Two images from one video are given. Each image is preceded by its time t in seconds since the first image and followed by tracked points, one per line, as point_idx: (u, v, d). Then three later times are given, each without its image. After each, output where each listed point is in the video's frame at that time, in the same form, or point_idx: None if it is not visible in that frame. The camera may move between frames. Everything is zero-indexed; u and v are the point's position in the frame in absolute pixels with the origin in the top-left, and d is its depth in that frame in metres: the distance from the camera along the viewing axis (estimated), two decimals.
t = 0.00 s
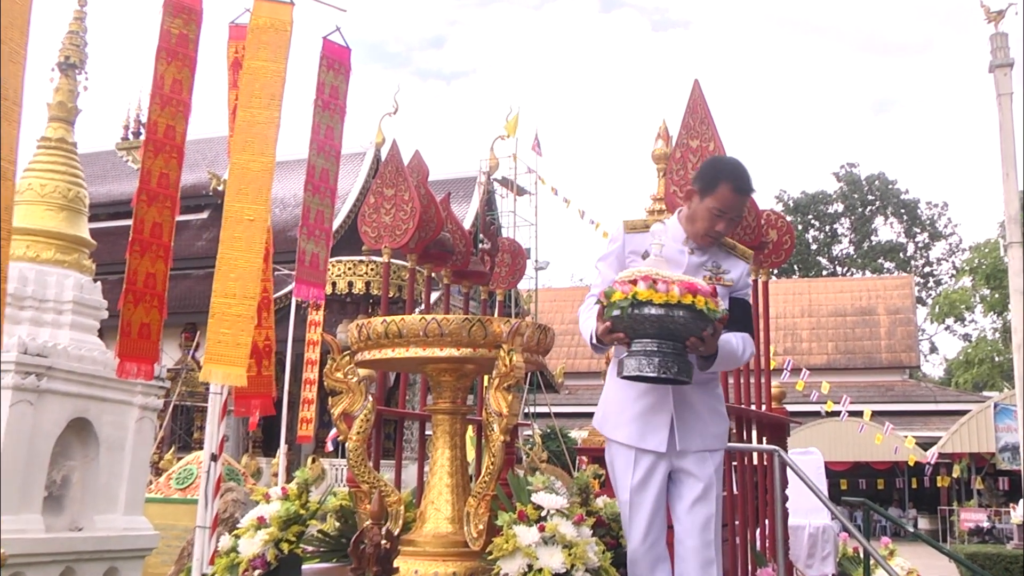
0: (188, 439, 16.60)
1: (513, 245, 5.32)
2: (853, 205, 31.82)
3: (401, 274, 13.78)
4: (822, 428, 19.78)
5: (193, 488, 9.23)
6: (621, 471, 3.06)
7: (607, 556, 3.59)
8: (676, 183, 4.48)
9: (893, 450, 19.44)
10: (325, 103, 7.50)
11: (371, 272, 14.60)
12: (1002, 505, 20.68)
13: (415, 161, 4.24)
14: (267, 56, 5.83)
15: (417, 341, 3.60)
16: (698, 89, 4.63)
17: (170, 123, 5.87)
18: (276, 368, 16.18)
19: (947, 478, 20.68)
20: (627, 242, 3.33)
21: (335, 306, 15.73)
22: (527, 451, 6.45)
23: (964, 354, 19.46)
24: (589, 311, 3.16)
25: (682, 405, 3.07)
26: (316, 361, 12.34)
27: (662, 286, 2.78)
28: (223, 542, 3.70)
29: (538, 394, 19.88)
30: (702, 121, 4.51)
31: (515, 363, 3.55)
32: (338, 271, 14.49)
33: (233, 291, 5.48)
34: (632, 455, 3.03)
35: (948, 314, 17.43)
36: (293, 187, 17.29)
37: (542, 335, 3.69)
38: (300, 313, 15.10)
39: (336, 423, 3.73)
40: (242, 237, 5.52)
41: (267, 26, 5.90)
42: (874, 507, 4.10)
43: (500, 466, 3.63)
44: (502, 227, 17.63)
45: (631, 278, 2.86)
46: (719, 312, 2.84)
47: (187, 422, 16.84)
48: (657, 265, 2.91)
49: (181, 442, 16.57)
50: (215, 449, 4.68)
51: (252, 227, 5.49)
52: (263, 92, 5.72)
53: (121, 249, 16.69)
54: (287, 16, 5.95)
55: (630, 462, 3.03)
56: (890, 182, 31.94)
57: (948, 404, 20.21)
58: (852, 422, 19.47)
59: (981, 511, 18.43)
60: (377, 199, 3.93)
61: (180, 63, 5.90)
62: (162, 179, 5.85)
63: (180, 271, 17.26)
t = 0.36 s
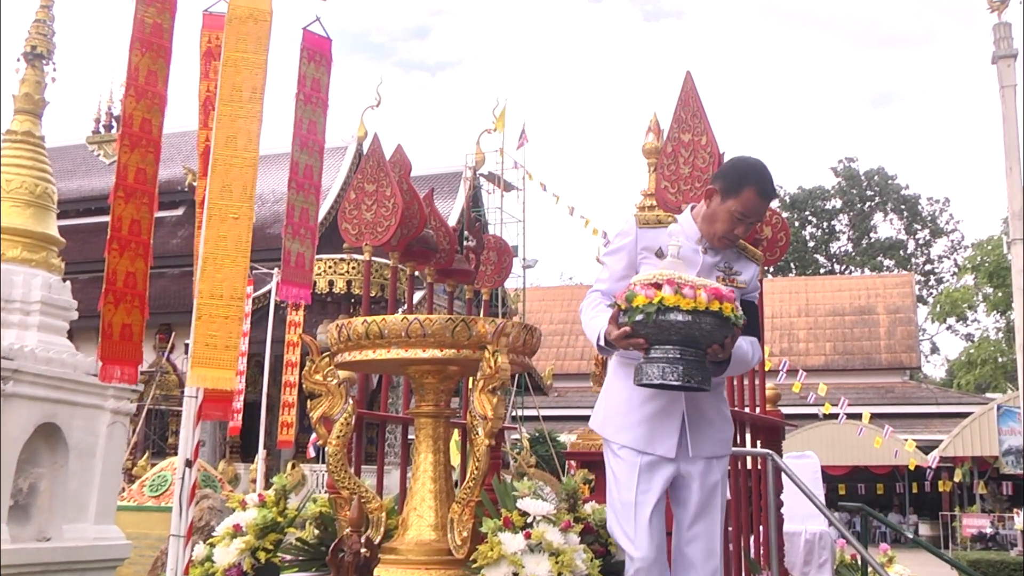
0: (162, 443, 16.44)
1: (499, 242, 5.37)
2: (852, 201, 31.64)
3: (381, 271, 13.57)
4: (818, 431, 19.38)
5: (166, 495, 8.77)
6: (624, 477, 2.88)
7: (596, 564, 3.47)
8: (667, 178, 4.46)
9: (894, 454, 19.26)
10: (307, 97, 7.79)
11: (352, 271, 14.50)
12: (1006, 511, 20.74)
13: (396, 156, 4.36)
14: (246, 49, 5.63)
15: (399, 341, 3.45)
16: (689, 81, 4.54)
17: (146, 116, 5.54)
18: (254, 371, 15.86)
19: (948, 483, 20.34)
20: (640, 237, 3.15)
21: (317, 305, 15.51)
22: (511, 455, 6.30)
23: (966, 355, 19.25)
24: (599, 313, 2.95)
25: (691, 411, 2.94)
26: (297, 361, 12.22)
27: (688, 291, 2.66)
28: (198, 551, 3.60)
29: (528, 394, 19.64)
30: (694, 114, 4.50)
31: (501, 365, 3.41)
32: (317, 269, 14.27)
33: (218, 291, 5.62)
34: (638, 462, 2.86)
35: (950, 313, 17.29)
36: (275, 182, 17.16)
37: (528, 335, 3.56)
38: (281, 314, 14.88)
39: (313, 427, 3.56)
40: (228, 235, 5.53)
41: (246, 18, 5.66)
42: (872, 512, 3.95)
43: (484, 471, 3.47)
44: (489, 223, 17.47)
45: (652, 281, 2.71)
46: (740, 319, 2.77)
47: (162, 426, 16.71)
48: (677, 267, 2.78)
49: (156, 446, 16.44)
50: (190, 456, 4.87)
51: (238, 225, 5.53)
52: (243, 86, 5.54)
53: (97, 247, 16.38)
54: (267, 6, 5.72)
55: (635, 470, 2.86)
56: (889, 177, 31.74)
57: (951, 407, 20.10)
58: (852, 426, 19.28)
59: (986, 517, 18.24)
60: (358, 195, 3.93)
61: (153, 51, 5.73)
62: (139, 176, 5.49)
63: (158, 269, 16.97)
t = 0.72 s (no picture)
0: (138, 449, 16.25)
1: (485, 242, 5.51)
2: (852, 198, 31.46)
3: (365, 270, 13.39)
4: (815, 436, 19.09)
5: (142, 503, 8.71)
6: (631, 486, 2.63)
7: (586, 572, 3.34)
8: (659, 174, 4.38)
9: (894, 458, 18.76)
10: (290, 91, 8.51)
11: (335, 271, 14.36)
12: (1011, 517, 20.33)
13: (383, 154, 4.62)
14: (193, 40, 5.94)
15: (382, 343, 3.32)
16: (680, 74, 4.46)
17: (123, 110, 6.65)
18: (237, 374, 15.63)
19: (952, 488, 20.14)
20: (639, 233, 2.90)
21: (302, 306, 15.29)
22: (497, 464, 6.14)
23: (969, 356, 19.13)
24: (597, 319, 2.69)
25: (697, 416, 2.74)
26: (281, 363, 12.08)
27: (726, 298, 2.50)
28: (173, 560, 3.49)
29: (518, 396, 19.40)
30: (687, 108, 4.40)
31: (486, 366, 3.28)
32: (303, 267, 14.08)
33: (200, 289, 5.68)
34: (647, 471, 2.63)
35: (953, 313, 17.09)
36: (262, 179, 16.98)
37: (514, 336, 3.43)
38: (261, 315, 14.68)
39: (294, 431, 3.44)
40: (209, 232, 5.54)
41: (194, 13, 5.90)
42: (872, 519, 3.82)
43: (470, 477, 3.35)
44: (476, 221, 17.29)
45: (684, 285, 2.51)
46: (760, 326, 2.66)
47: (139, 431, 16.53)
48: (701, 271, 2.60)
49: (132, 452, 16.26)
50: (166, 462, 5.25)
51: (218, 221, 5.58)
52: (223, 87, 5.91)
53: (76, 245, 16.13)
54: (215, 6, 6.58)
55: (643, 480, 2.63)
56: (891, 173, 31.64)
57: (953, 412, 19.89)
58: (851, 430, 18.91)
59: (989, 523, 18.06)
60: (341, 191, 4.26)
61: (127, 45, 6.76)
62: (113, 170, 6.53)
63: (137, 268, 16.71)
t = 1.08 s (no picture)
0: (124, 449, 16.22)
1: (473, 240, 5.53)
2: (839, 197, 31.51)
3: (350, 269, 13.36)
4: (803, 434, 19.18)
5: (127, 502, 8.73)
6: (635, 484, 2.61)
7: (571, 571, 3.34)
8: (645, 173, 4.40)
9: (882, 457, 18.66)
10: (276, 88, 8.61)
11: (322, 269, 14.33)
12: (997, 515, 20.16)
13: (369, 150, 4.66)
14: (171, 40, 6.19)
15: (367, 342, 3.32)
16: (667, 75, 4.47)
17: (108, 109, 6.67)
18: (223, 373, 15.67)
19: (939, 486, 20.20)
20: (643, 228, 2.86)
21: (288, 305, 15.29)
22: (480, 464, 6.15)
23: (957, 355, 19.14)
24: (605, 316, 2.61)
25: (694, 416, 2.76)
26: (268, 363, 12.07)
27: (751, 300, 2.54)
28: (159, 559, 3.48)
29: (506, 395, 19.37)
30: (672, 108, 4.41)
31: (473, 365, 3.28)
32: (289, 266, 14.05)
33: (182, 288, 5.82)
34: (651, 469, 2.61)
35: (940, 312, 17.14)
36: (243, 177, 16.93)
37: (500, 334, 3.43)
38: (250, 314, 14.64)
39: (279, 430, 3.43)
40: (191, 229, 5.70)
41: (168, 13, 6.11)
42: (857, 517, 3.82)
43: (455, 476, 3.35)
44: (464, 220, 17.27)
45: (710, 284, 2.52)
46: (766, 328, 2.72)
47: (125, 432, 16.50)
48: (718, 271, 2.62)
49: (117, 451, 16.23)
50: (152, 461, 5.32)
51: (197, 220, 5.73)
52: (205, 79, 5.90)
53: (61, 244, 16.08)
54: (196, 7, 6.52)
55: (648, 478, 2.61)
56: (878, 172, 31.68)
57: (940, 408, 19.94)
58: (838, 429, 19.00)
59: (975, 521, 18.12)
60: (328, 190, 4.30)
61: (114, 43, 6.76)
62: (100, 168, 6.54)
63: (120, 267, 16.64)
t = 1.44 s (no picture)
0: (113, 449, 16.16)
1: (462, 240, 5.53)
2: (828, 198, 31.55)
3: (339, 269, 13.34)
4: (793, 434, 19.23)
5: (116, 503, 8.71)
6: (648, 490, 2.61)
7: (559, 570, 3.33)
8: (634, 173, 4.41)
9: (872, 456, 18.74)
10: (262, 87, 8.58)
11: (311, 269, 14.31)
12: (986, 514, 20.26)
13: (357, 151, 4.69)
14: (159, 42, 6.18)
15: (355, 342, 3.31)
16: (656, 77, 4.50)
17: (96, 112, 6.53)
18: (212, 373, 15.63)
19: (929, 486, 20.26)
20: (652, 234, 2.83)
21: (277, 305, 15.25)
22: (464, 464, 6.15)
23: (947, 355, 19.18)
24: (614, 320, 2.59)
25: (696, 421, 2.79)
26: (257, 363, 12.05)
27: (768, 309, 2.56)
28: (148, 559, 3.47)
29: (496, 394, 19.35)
30: (661, 108, 4.42)
31: (462, 365, 3.28)
32: (277, 266, 14.02)
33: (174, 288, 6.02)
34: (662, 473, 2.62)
35: (929, 313, 17.21)
36: (229, 176, 16.88)
37: (489, 335, 3.42)
38: (239, 314, 14.61)
39: (267, 430, 3.42)
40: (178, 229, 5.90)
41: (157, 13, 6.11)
42: (845, 516, 3.83)
43: (444, 476, 3.34)
44: (453, 219, 17.26)
45: (726, 291, 2.54)
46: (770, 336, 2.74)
47: (113, 432, 16.45)
48: (731, 277, 2.63)
49: (106, 452, 16.18)
50: (140, 461, 5.30)
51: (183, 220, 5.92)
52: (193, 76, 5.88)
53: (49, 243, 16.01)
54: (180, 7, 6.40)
55: (660, 483, 2.61)
56: (867, 172, 31.71)
57: (931, 408, 19.98)
58: (829, 429, 19.03)
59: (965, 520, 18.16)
60: (317, 190, 4.30)
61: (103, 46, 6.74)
62: (85, 169, 6.28)
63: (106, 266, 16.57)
